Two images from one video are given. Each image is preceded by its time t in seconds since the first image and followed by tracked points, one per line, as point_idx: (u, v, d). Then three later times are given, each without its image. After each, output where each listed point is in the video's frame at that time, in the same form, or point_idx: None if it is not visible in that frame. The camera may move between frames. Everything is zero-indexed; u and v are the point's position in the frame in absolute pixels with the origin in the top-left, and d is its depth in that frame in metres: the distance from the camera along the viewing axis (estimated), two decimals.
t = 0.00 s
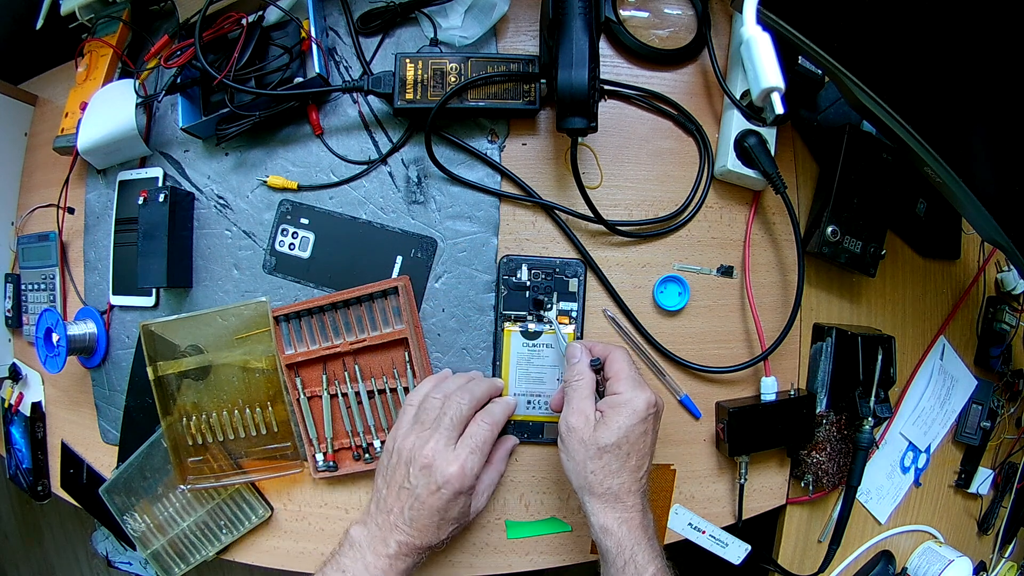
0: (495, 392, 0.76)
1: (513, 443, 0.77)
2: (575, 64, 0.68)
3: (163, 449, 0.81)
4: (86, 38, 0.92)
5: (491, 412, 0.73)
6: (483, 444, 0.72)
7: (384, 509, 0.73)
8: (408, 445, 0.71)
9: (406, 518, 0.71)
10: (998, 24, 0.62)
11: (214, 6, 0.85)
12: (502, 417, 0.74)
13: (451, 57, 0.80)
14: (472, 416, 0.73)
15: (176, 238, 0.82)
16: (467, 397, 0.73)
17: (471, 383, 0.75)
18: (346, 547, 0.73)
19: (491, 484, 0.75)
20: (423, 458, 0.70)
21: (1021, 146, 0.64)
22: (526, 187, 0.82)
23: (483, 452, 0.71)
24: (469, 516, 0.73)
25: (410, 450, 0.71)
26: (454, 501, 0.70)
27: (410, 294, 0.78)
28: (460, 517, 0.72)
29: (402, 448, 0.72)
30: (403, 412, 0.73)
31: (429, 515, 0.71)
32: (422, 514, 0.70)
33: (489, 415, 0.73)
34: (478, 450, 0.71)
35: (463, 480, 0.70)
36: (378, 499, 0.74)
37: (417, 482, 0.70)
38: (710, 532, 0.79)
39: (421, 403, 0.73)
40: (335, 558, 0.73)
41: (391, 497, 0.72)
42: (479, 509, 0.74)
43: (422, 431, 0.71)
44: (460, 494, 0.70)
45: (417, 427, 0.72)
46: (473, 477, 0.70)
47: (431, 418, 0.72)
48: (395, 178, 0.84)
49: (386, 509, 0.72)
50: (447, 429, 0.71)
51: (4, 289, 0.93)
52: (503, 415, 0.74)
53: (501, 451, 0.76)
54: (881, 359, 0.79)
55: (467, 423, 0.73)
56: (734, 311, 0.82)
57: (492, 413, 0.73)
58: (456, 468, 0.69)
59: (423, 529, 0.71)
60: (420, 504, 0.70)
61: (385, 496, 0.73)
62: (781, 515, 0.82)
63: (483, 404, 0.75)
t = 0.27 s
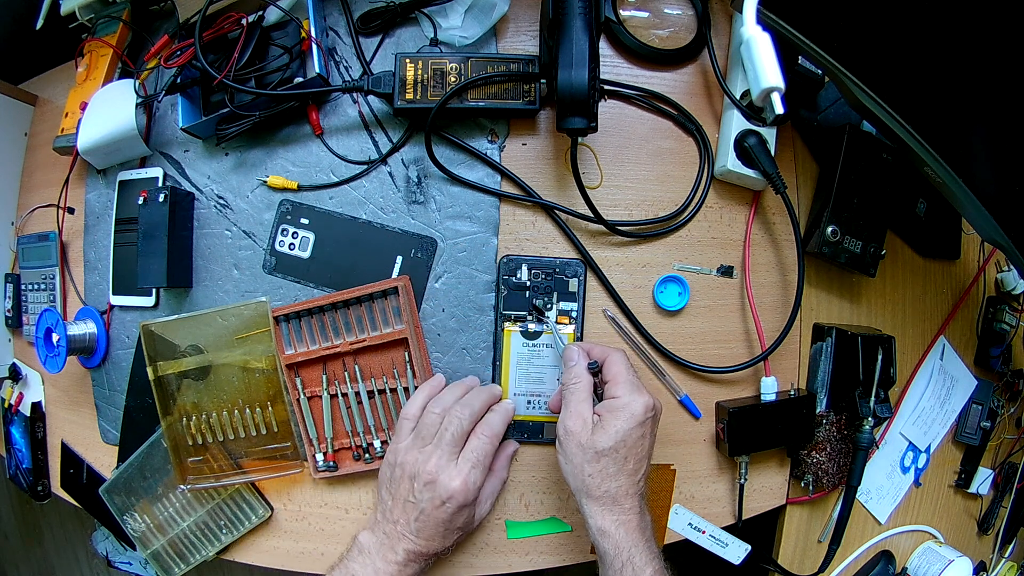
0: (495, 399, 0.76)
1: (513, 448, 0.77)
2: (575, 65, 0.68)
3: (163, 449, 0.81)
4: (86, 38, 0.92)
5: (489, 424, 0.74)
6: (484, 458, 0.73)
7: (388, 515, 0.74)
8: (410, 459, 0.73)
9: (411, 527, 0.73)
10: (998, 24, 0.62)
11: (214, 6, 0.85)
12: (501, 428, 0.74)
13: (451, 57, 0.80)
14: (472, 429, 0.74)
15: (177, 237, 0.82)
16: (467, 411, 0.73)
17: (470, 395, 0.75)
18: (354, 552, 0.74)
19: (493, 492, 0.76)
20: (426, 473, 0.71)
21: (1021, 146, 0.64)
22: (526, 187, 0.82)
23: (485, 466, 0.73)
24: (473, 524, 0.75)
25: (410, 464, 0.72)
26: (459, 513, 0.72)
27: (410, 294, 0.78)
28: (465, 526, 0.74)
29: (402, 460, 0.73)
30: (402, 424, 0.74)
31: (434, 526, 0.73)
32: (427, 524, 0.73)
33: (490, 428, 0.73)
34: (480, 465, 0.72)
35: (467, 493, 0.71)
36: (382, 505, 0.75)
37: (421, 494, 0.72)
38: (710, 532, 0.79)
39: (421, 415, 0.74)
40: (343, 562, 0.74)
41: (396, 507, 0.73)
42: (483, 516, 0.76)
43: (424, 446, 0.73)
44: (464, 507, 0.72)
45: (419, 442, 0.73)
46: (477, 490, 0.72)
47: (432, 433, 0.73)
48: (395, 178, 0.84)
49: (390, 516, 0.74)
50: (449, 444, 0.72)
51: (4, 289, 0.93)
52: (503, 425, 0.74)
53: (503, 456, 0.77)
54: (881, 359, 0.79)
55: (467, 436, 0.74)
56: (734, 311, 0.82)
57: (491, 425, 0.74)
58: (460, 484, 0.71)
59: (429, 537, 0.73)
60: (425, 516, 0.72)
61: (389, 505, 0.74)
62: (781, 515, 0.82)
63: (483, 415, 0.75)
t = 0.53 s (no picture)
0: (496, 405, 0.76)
1: (513, 451, 0.78)
2: (575, 64, 0.68)
3: (163, 449, 0.81)
4: (86, 38, 0.92)
5: (492, 434, 0.74)
6: (488, 468, 0.74)
7: (393, 517, 0.75)
8: (415, 468, 0.74)
9: (417, 532, 0.74)
10: (998, 24, 0.62)
11: (214, 6, 0.85)
12: (501, 437, 0.74)
13: (451, 57, 0.80)
14: (476, 439, 0.75)
15: (176, 237, 0.82)
16: (470, 422, 0.74)
17: (472, 405, 0.75)
18: (363, 550, 0.75)
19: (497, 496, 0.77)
20: (432, 483, 0.73)
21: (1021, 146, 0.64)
22: (526, 187, 0.82)
23: (489, 475, 0.74)
24: (478, 526, 0.77)
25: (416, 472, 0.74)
26: (465, 520, 0.74)
27: (410, 294, 0.78)
28: (470, 529, 0.76)
29: (403, 468, 0.74)
30: (398, 434, 0.74)
31: (440, 531, 0.75)
32: (433, 529, 0.74)
33: (493, 438, 0.74)
34: (484, 475, 0.74)
35: (473, 502, 0.73)
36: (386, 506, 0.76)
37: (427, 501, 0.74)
38: (710, 532, 0.79)
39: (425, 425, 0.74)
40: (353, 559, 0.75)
41: (400, 512, 0.75)
42: (488, 518, 0.78)
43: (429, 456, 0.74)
44: (469, 514, 0.74)
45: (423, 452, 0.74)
46: (482, 498, 0.74)
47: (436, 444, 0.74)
48: (395, 178, 0.84)
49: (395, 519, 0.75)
50: (453, 456, 0.74)
51: (4, 289, 0.93)
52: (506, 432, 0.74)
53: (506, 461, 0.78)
54: (881, 359, 0.79)
55: (471, 446, 0.74)
56: (734, 311, 0.82)
57: (494, 435, 0.74)
58: (465, 494, 0.73)
59: (436, 538, 0.75)
60: (431, 521, 0.74)
61: (393, 509, 0.75)
62: (781, 515, 0.82)
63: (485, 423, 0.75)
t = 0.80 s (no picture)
0: (495, 408, 0.76)
1: (513, 451, 0.78)
2: (575, 65, 0.68)
3: (163, 449, 0.81)
4: (86, 38, 0.92)
5: (490, 436, 0.74)
6: (487, 469, 0.74)
7: (394, 516, 0.75)
8: (413, 470, 0.74)
9: (417, 532, 0.74)
10: (998, 24, 0.62)
11: (214, 6, 0.85)
12: (500, 438, 0.74)
13: (451, 57, 0.80)
14: (474, 441, 0.75)
15: (177, 237, 0.82)
16: (468, 425, 0.74)
17: (470, 408, 0.75)
18: (365, 549, 0.75)
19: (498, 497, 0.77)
20: (432, 485, 0.73)
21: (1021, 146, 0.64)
22: (526, 187, 0.82)
23: (488, 477, 0.74)
24: (480, 526, 0.77)
25: (415, 473, 0.74)
26: (466, 522, 0.74)
27: (410, 294, 0.78)
28: (472, 530, 0.76)
29: (404, 471, 0.74)
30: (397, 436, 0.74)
31: (442, 532, 0.75)
32: (434, 531, 0.74)
33: (491, 440, 0.74)
34: (484, 476, 0.74)
35: (473, 505, 0.73)
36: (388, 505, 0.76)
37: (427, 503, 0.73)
38: (710, 532, 0.79)
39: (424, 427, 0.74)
40: (355, 559, 0.75)
41: (401, 513, 0.75)
42: (489, 518, 0.78)
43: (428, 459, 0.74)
44: (470, 515, 0.74)
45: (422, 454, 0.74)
46: (482, 500, 0.74)
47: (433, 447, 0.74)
48: (395, 178, 0.84)
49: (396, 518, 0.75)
50: (453, 459, 0.74)
51: (4, 289, 0.93)
52: (505, 434, 0.75)
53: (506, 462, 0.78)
54: (881, 359, 0.79)
55: (470, 449, 0.75)
56: (734, 311, 0.82)
57: (492, 437, 0.74)
58: (465, 496, 0.73)
59: (438, 538, 0.75)
60: (433, 523, 0.74)
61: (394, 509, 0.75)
62: (781, 515, 0.82)
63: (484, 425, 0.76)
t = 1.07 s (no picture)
0: (495, 408, 0.76)
1: (513, 451, 0.78)
2: (575, 64, 0.68)
3: (163, 449, 0.81)
4: (86, 38, 0.91)
5: (490, 436, 0.74)
6: (487, 469, 0.74)
7: (393, 516, 0.75)
8: (412, 470, 0.74)
9: (417, 532, 0.74)
10: (998, 24, 0.62)
11: (214, 6, 0.85)
12: (500, 438, 0.74)
13: (451, 57, 0.80)
14: (474, 442, 0.75)
15: (177, 237, 0.82)
16: (468, 425, 0.74)
17: (471, 408, 0.75)
18: (366, 549, 0.75)
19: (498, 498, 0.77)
20: (432, 486, 0.73)
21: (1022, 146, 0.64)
22: (526, 187, 0.82)
23: (489, 477, 0.74)
24: (480, 526, 0.77)
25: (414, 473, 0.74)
26: (467, 521, 0.74)
27: (410, 294, 0.78)
28: (472, 530, 0.76)
29: (404, 471, 0.74)
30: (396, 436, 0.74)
31: (442, 532, 0.75)
32: (434, 530, 0.74)
33: (492, 440, 0.74)
34: (484, 476, 0.74)
35: (473, 505, 0.73)
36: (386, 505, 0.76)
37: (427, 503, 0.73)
38: (710, 532, 0.79)
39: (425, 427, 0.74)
40: (355, 559, 0.75)
41: (401, 513, 0.75)
42: (490, 518, 0.78)
43: (428, 459, 0.74)
44: (471, 516, 0.74)
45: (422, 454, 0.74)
46: (482, 500, 0.74)
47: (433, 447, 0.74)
48: (395, 178, 0.84)
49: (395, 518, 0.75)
50: (453, 459, 0.74)
51: (4, 289, 0.93)
52: (505, 434, 0.75)
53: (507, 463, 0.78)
54: (881, 359, 0.79)
55: (470, 449, 0.75)
56: (734, 312, 0.82)
57: (493, 437, 0.74)
58: (466, 496, 0.73)
59: (438, 538, 0.75)
60: (433, 523, 0.74)
61: (394, 508, 0.75)
62: (781, 515, 0.82)
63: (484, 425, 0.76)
